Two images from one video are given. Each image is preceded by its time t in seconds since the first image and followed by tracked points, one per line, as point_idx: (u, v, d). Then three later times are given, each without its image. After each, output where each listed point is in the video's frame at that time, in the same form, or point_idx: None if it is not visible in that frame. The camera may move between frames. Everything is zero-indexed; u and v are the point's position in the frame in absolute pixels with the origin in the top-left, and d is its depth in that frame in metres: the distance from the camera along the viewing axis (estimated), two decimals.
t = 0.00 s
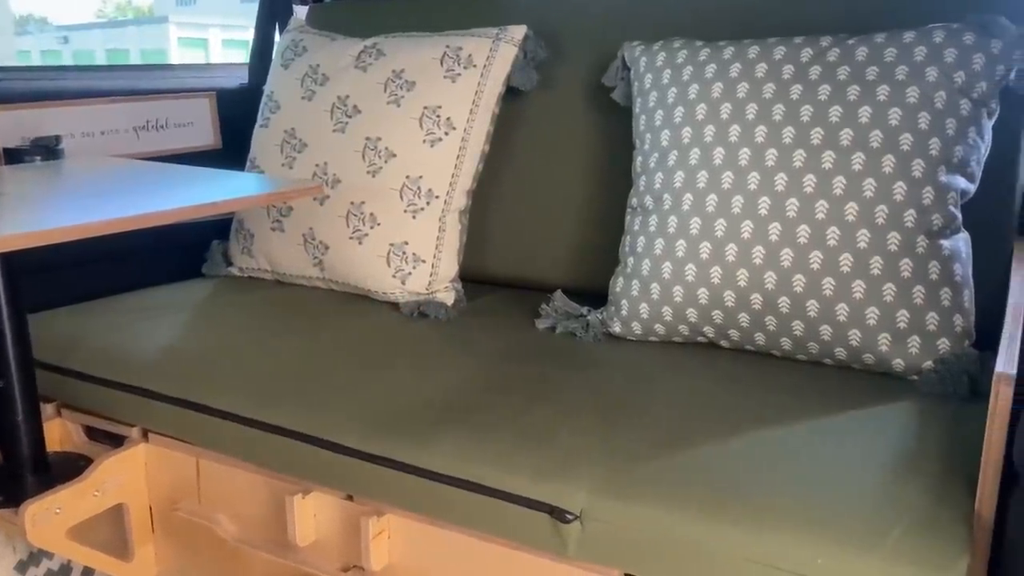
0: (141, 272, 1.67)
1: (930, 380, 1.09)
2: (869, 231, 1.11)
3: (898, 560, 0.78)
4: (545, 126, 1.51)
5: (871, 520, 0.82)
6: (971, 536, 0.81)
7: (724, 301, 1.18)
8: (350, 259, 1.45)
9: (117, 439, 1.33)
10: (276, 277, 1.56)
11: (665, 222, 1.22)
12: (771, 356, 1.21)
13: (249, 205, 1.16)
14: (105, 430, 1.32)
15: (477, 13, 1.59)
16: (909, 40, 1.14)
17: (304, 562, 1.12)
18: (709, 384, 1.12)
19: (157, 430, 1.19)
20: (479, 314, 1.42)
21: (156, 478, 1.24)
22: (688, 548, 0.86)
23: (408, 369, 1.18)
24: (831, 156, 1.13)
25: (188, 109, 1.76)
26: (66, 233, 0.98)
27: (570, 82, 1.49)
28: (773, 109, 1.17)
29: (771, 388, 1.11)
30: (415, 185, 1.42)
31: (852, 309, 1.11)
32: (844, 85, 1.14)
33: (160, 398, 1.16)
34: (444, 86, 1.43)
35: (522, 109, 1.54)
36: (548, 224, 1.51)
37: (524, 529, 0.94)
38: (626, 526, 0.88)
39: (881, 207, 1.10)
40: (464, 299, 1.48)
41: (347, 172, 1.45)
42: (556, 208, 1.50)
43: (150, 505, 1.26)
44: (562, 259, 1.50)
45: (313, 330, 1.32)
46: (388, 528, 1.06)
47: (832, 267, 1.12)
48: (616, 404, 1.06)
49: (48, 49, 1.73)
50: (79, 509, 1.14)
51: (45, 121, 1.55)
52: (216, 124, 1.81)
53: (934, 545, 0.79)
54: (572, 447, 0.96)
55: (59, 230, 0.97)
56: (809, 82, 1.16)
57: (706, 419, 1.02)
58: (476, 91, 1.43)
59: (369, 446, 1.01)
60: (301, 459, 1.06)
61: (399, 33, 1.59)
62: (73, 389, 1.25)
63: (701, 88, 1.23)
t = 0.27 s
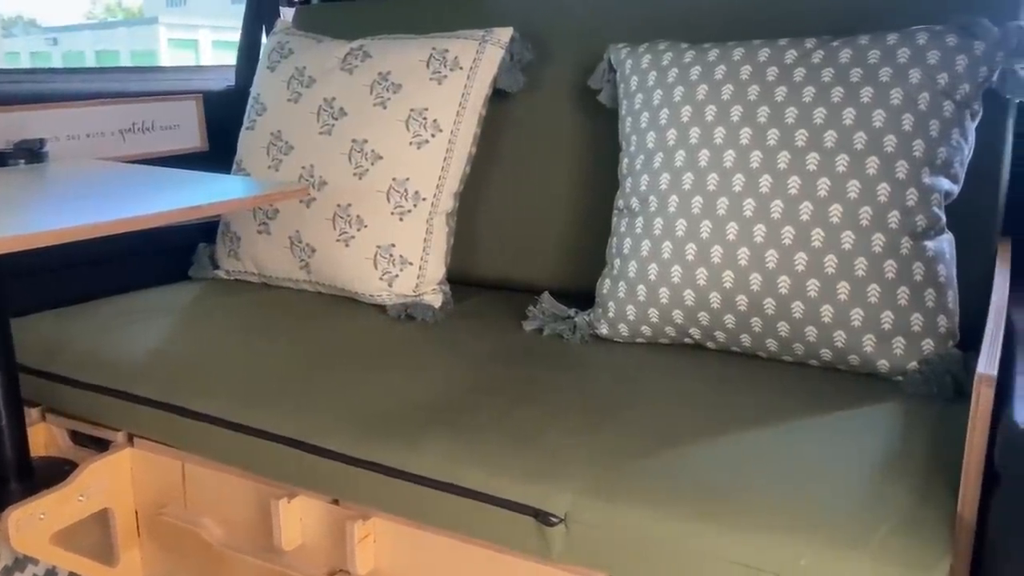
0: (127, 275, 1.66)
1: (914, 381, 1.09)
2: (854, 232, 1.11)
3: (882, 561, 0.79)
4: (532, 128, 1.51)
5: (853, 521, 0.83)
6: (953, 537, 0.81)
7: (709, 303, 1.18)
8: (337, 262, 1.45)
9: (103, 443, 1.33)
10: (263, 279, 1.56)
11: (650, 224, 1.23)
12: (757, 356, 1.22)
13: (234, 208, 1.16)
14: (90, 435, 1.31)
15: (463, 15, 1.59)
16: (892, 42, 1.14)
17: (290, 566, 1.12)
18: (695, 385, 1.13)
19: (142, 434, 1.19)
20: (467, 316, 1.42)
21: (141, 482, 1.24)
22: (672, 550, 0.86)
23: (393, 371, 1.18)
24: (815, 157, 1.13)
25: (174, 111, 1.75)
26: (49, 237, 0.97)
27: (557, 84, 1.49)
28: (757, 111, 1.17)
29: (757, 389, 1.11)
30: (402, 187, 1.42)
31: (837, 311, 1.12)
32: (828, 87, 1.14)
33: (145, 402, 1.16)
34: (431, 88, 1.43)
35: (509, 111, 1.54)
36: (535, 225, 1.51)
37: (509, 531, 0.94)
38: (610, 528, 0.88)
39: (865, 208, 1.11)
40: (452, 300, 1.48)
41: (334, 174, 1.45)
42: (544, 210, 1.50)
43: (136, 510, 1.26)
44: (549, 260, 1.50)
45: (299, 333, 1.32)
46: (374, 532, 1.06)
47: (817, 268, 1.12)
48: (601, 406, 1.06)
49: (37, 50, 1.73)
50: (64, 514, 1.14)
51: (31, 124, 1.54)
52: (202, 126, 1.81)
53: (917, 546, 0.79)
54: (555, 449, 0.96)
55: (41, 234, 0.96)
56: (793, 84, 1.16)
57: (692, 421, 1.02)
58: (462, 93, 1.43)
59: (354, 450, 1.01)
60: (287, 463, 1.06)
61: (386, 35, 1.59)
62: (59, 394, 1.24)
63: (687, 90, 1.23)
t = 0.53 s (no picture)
0: (119, 277, 1.66)
1: (906, 381, 1.10)
2: (845, 233, 1.11)
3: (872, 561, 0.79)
4: (525, 130, 1.51)
5: (844, 521, 0.83)
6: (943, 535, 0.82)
7: (702, 304, 1.19)
8: (331, 264, 1.45)
9: (96, 446, 1.33)
10: (256, 282, 1.56)
11: (643, 225, 1.23)
12: (749, 357, 1.22)
13: (228, 210, 1.16)
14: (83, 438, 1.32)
15: (456, 17, 1.60)
16: (883, 43, 1.15)
17: (283, 568, 1.12)
18: (687, 385, 1.13)
19: (135, 438, 1.19)
20: (460, 317, 1.42)
21: (134, 485, 1.24)
22: (664, 551, 0.86)
23: (385, 373, 1.18)
24: (806, 159, 1.14)
25: (167, 114, 1.75)
26: (37, 242, 0.97)
27: (550, 86, 1.49)
28: (749, 112, 1.18)
29: (749, 390, 1.11)
30: (395, 190, 1.42)
31: (829, 311, 1.12)
32: (820, 88, 1.15)
33: (138, 405, 1.16)
34: (424, 91, 1.43)
35: (501, 113, 1.54)
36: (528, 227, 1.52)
37: (502, 532, 0.94)
38: (603, 529, 0.88)
39: (856, 209, 1.11)
40: (445, 302, 1.48)
41: (327, 177, 1.45)
42: (537, 211, 1.51)
43: (130, 512, 1.26)
44: (542, 262, 1.51)
45: (293, 335, 1.32)
46: (367, 534, 1.06)
47: (809, 269, 1.13)
48: (594, 406, 1.06)
49: (31, 52, 1.71)
50: (58, 518, 1.14)
51: (23, 127, 1.54)
52: (196, 128, 1.81)
53: (907, 546, 0.80)
54: (548, 450, 0.97)
55: (29, 238, 0.96)
56: (785, 86, 1.17)
57: (684, 421, 1.03)
58: (455, 95, 1.43)
59: (348, 452, 1.01)
60: (281, 466, 1.06)
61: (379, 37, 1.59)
62: (51, 397, 1.24)
63: (679, 91, 1.23)
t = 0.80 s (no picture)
0: (115, 281, 1.66)
1: (900, 382, 1.10)
2: (839, 235, 1.12)
3: (867, 562, 0.79)
4: (520, 133, 1.52)
5: (840, 522, 0.83)
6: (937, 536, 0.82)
7: (697, 306, 1.19)
8: (327, 267, 1.45)
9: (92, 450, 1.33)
10: (252, 285, 1.56)
11: (638, 228, 1.23)
12: (744, 359, 1.23)
13: (224, 213, 1.16)
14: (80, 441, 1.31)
15: (450, 21, 1.60)
16: (876, 46, 1.15)
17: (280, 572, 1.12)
18: (682, 388, 1.13)
19: (132, 441, 1.19)
20: (456, 320, 1.42)
21: (131, 489, 1.24)
22: (660, 553, 0.86)
23: (381, 376, 1.18)
24: (800, 161, 1.14)
25: (162, 118, 1.75)
26: (31, 247, 0.96)
27: (545, 89, 1.50)
28: (743, 115, 1.18)
29: (744, 392, 1.12)
30: (391, 192, 1.42)
31: (824, 313, 1.13)
32: (813, 91, 1.15)
33: (134, 409, 1.16)
34: (419, 94, 1.43)
35: (497, 116, 1.54)
36: (523, 230, 1.52)
37: (499, 535, 0.94)
38: (599, 531, 0.89)
39: (850, 211, 1.12)
40: (441, 305, 1.48)
41: (323, 180, 1.45)
42: (532, 214, 1.51)
43: (126, 517, 1.26)
44: (538, 264, 1.51)
45: (289, 339, 1.32)
46: (364, 537, 1.06)
47: (804, 271, 1.13)
48: (590, 409, 1.07)
49: (26, 55, 1.71)
50: (54, 522, 1.14)
51: (19, 131, 1.54)
52: (191, 132, 1.81)
53: (902, 547, 0.80)
54: (544, 452, 0.97)
55: (23, 243, 0.96)
56: (779, 89, 1.17)
57: (680, 423, 1.03)
58: (450, 99, 1.43)
59: (344, 455, 1.01)
60: (278, 469, 1.06)
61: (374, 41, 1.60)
62: (47, 401, 1.24)
63: (673, 94, 1.24)
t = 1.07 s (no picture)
0: (111, 285, 1.66)
1: (897, 383, 1.10)
2: (835, 237, 1.12)
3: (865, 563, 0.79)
4: (517, 135, 1.52)
5: (838, 523, 0.83)
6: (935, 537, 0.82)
7: (694, 307, 1.19)
8: (324, 270, 1.45)
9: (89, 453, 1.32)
10: (249, 288, 1.56)
11: (635, 230, 1.23)
12: (741, 360, 1.23)
13: (220, 217, 1.16)
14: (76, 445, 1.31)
15: (446, 24, 1.60)
16: (871, 48, 1.15)
17: None
18: (679, 389, 1.13)
19: (129, 445, 1.19)
20: (453, 323, 1.42)
21: (128, 494, 1.24)
22: (658, 554, 0.86)
23: (378, 379, 1.18)
24: (796, 163, 1.14)
25: (158, 121, 1.75)
26: (27, 251, 0.96)
27: (541, 91, 1.50)
28: (739, 117, 1.18)
29: (741, 393, 1.12)
30: (388, 195, 1.43)
31: (820, 314, 1.13)
32: (809, 93, 1.16)
33: (131, 413, 1.15)
34: (416, 97, 1.43)
35: (493, 118, 1.54)
36: (520, 232, 1.52)
37: (497, 537, 0.94)
38: (597, 533, 0.89)
39: (846, 212, 1.12)
40: (438, 307, 1.48)
41: (319, 183, 1.46)
42: (529, 216, 1.51)
43: (123, 521, 1.26)
44: (535, 267, 1.51)
45: (286, 342, 1.32)
46: (362, 541, 1.06)
47: (800, 272, 1.13)
48: (587, 411, 1.07)
49: (21, 59, 1.71)
50: (50, 527, 1.14)
51: (15, 135, 1.54)
52: (187, 135, 1.81)
53: (900, 548, 0.80)
54: (542, 455, 0.97)
55: (19, 247, 0.96)
56: (774, 91, 1.18)
57: (677, 425, 1.03)
58: (447, 102, 1.43)
59: (341, 458, 1.01)
60: (275, 473, 1.06)
61: (370, 44, 1.60)
62: (44, 405, 1.24)
63: (669, 97, 1.24)
